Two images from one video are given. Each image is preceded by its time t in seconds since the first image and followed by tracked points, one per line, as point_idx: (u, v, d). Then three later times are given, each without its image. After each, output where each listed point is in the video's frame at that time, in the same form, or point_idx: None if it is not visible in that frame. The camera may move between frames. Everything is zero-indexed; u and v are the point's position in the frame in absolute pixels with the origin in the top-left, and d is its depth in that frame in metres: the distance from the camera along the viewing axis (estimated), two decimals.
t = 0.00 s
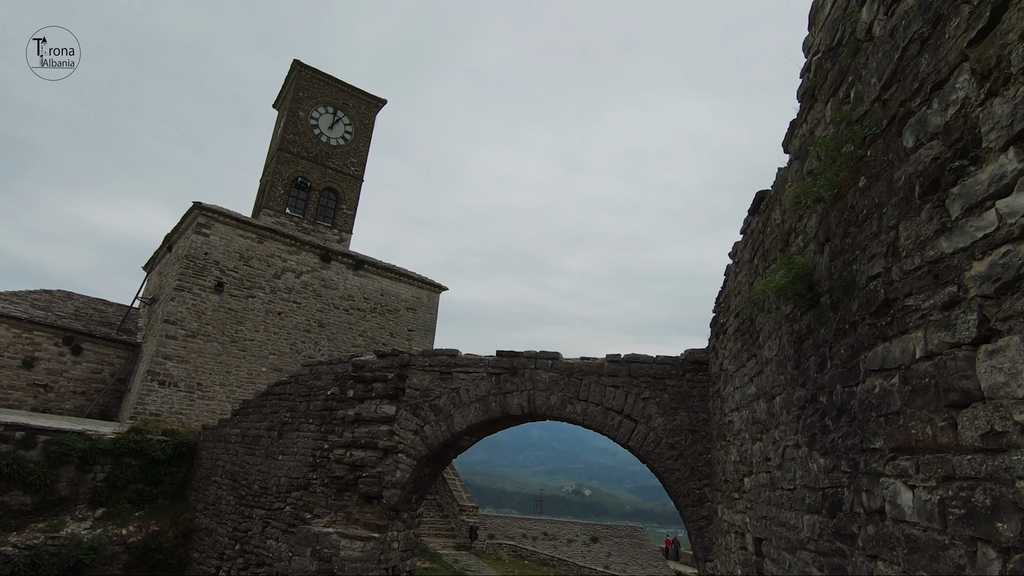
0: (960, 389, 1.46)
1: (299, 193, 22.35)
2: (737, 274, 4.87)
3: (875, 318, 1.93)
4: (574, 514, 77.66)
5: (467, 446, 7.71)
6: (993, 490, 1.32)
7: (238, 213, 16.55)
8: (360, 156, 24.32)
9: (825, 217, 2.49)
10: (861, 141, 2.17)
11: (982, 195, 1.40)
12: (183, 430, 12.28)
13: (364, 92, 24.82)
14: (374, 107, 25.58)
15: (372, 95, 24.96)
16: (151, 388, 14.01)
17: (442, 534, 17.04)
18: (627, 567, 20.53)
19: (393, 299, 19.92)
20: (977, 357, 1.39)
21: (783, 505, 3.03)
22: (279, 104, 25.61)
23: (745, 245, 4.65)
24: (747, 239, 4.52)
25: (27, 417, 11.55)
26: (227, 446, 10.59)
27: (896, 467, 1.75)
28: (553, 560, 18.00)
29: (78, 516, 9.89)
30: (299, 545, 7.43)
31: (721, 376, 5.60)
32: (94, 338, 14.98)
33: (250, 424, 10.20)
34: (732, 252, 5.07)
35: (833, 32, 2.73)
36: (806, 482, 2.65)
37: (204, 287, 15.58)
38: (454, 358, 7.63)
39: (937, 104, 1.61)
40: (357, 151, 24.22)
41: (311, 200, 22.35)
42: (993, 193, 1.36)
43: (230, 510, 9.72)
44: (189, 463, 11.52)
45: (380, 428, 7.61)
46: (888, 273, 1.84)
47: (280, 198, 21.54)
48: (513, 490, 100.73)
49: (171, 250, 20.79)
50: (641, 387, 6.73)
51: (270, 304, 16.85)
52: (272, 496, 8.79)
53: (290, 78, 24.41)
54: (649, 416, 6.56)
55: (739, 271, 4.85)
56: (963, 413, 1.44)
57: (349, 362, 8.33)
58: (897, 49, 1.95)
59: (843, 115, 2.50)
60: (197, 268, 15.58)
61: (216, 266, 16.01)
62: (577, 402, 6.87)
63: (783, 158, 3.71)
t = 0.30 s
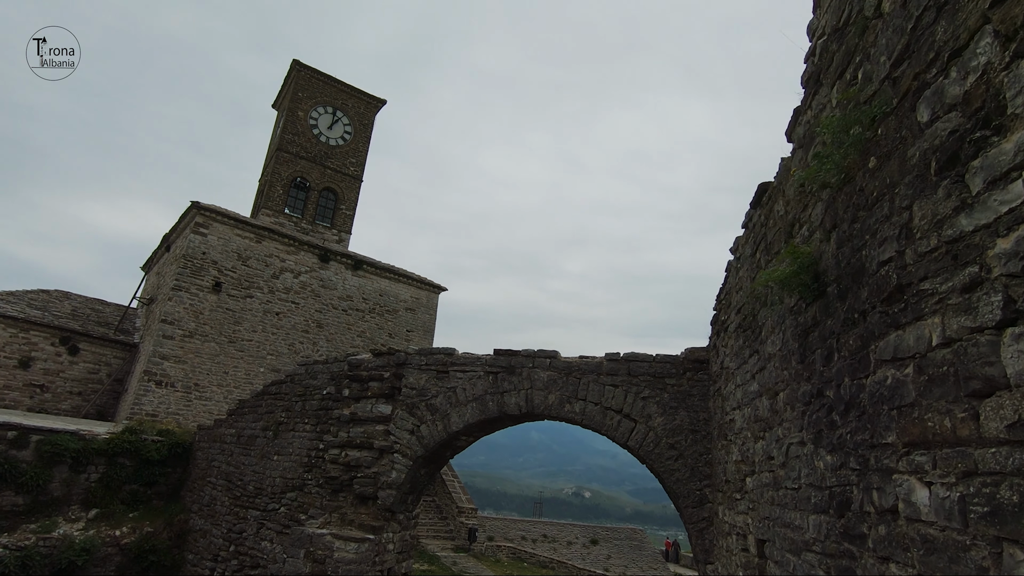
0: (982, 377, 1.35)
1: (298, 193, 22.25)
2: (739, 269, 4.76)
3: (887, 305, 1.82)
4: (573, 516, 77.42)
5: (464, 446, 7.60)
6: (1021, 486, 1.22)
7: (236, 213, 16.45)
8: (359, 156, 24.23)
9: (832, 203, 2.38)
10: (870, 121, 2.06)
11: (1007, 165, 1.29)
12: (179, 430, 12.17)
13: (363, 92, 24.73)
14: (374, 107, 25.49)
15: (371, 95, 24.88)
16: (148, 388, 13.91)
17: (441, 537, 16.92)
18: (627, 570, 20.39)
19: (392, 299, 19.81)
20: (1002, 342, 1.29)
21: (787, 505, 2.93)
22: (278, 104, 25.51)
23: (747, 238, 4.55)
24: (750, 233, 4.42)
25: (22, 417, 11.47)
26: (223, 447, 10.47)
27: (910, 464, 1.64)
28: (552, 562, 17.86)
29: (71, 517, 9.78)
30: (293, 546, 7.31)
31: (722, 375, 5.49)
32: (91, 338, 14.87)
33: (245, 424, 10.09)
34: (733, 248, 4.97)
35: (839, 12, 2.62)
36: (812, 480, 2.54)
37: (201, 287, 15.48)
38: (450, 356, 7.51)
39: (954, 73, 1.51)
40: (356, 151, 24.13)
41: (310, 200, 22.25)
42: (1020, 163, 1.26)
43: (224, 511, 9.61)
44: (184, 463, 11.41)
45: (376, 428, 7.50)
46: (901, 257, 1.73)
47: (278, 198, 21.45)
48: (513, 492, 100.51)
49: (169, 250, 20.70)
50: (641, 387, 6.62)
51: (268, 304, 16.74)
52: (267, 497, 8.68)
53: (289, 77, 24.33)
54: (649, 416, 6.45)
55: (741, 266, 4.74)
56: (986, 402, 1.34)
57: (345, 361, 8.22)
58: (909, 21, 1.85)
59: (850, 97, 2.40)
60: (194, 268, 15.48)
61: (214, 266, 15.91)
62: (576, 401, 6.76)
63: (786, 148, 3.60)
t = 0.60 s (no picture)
0: (1007, 364, 1.25)
1: (297, 193, 22.16)
2: (741, 264, 4.65)
3: (899, 292, 1.72)
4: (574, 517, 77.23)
5: (461, 446, 7.50)
6: None
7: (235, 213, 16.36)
8: (359, 155, 24.13)
9: (838, 188, 2.27)
10: (879, 99, 1.96)
11: None
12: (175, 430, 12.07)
13: (363, 92, 24.64)
14: (373, 107, 25.40)
15: (371, 95, 24.79)
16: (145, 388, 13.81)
17: (441, 538, 16.81)
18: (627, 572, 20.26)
19: (392, 299, 19.69)
20: None
21: (791, 505, 2.82)
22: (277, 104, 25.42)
23: (749, 232, 4.44)
24: (751, 226, 4.31)
25: (18, 417, 11.38)
26: (218, 447, 10.37)
27: (925, 460, 1.54)
28: (552, 564, 17.74)
29: (65, 518, 9.68)
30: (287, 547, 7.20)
31: (723, 372, 5.38)
32: (88, 338, 14.78)
33: (241, 424, 9.98)
34: (734, 243, 4.86)
35: None
36: (817, 479, 2.43)
37: (200, 286, 15.39)
38: (447, 355, 7.41)
39: (974, 39, 1.41)
40: (356, 151, 24.03)
41: (309, 200, 22.16)
42: None
43: (220, 512, 9.50)
44: (180, 464, 11.31)
45: (372, 428, 7.39)
46: (914, 239, 1.63)
47: (277, 197, 21.35)
48: (513, 493, 100.33)
49: (167, 249, 20.62)
50: (640, 385, 6.52)
51: (266, 304, 16.64)
52: (262, 497, 8.57)
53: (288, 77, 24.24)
54: (649, 415, 6.34)
55: (742, 261, 4.64)
56: (1011, 392, 1.24)
57: (341, 360, 8.12)
58: None
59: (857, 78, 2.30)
60: (193, 268, 15.39)
61: (212, 266, 15.82)
62: (575, 400, 6.65)
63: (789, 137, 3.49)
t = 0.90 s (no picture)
0: None
1: (297, 191, 22.06)
2: (744, 255, 4.54)
3: (917, 273, 1.61)
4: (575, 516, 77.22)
5: (460, 443, 7.41)
6: None
7: (233, 210, 16.24)
8: (358, 153, 24.03)
9: (849, 168, 2.16)
10: (892, 72, 1.85)
11: None
12: (173, 429, 11.98)
13: (362, 89, 24.53)
14: (372, 105, 25.28)
15: (370, 92, 24.67)
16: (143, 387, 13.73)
17: (441, 537, 16.73)
18: (628, 570, 20.18)
19: (391, 297, 19.59)
20: None
21: (797, 501, 2.72)
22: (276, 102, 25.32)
23: (752, 223, 4.34)
24: (755, 216, 4.20)
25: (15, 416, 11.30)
26: (215, 445, 10.28)
27: (947, 451, 1.44)
28: (553, 562, 17.66)
29: (60, 517, 9.61)
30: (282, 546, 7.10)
31: (726, 367, 5.27)
32: (87, 336, 14.70)
33: (238, 422, 9.89)
34: (738, 234, 4.76)
35: None
36: (825, 473, 2.33)
37: (198, 284, 15.29)
38: (445, 351, 7.31)
39: None
40: (355, 149, 23.92)
41: (308, 198, 22.06)
42: None
43: (216, 511, 9.42)
44: (177, 463, 11.22)
45: (369, 425, 7.29)
46: (934, 216, 1.52)
47: (276, 195, 21.26)
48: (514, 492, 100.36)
49: (166, 248, 20.54)
50: (641, 381, 6.42)
51: (265, 302, 16.55)
52: (259, 496, 8.48)
53: (287, 75, 24.13)
54: (650, 411, 6.24)
55: (746, 253, 4.53)
56: None
57: (338, 356, 8.02)
58: None
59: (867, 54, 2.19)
60: (191, 266, 15.29)
61: (211, 264, 15.72)
62: (574, 396, 6.55)
63: (794, 122, 3.37)
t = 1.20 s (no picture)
0: None
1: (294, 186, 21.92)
2: (746, 244, 4.43)
3: (937, 245, 1.50)
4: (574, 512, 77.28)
5: (456, 437, 7.30)
6: None
7: (230, 204, 16.11)
8: (356, 147, 23.87)
9: (861, 141, 2.05)
10: (910, 33, 1.74)
11: None
12: (168, 424, 11.87)
13: (360, 83, 24.35)
14: (370, 99, 25.11)
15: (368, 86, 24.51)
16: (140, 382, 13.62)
17: (439, 533, 16.64)
18: (627, 566, 20.12)
19: (390, 292, 19.45)
20: None
21: (803, 494, 2.61)
22: (274, 96, 25.15)
23: (754, 210, 4.22)
24: (758, 203, 4.10)
25: (8, 411, 11.20)
26: (210, 440, 10.18)
27: (971, 435, 1.33)
28: (552, 558, 17.57)
29: (53, 512, 9.51)
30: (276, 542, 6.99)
31: (727, 359, 5.18)
32: (82, 331, 14.57)
33: (233, 417, 9.78)
34: (739, 223, 4.65)
35: None
36: (833, 463, 2.23)
37: (194, 279, 15.16)
38: (441, 344, 7.21)
39: None
40: (353, 143, 23.77)
41: (306, 192, 21.92)
42: None
43: (211, 506, 9.32)
44: (172, 457, 11.12)
45: (364, 419, 7.19)
46: (959, 181, 1.41)
47: (274, 190, 21.10)
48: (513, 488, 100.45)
49: (162, 242, 20.39)
50: (640, 374, 6.31)
51: (262, 297, 16.42)
52: (254, 491, 8.38)
53: (284, 69, 23.95)
54: (649, 404, 6.14)
55: (748, 241, 4.42)
56: None
57: (332, 349, 7.90)
58: None
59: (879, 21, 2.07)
60: (187, 260, 15.16)
61: (207, 258, 15.59)
62: (573, 389, 6.45)
63: (800, 102, 3.25)
